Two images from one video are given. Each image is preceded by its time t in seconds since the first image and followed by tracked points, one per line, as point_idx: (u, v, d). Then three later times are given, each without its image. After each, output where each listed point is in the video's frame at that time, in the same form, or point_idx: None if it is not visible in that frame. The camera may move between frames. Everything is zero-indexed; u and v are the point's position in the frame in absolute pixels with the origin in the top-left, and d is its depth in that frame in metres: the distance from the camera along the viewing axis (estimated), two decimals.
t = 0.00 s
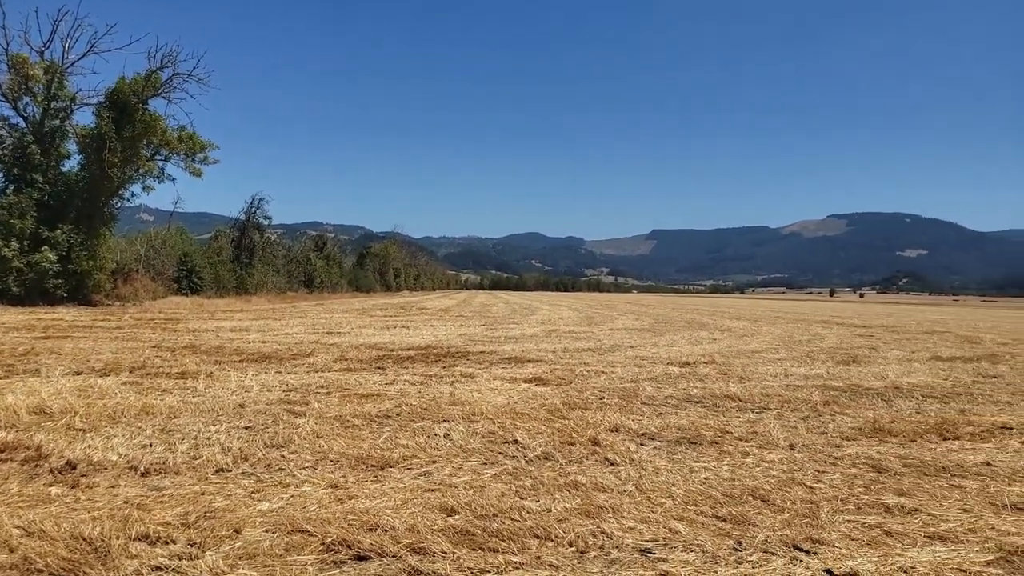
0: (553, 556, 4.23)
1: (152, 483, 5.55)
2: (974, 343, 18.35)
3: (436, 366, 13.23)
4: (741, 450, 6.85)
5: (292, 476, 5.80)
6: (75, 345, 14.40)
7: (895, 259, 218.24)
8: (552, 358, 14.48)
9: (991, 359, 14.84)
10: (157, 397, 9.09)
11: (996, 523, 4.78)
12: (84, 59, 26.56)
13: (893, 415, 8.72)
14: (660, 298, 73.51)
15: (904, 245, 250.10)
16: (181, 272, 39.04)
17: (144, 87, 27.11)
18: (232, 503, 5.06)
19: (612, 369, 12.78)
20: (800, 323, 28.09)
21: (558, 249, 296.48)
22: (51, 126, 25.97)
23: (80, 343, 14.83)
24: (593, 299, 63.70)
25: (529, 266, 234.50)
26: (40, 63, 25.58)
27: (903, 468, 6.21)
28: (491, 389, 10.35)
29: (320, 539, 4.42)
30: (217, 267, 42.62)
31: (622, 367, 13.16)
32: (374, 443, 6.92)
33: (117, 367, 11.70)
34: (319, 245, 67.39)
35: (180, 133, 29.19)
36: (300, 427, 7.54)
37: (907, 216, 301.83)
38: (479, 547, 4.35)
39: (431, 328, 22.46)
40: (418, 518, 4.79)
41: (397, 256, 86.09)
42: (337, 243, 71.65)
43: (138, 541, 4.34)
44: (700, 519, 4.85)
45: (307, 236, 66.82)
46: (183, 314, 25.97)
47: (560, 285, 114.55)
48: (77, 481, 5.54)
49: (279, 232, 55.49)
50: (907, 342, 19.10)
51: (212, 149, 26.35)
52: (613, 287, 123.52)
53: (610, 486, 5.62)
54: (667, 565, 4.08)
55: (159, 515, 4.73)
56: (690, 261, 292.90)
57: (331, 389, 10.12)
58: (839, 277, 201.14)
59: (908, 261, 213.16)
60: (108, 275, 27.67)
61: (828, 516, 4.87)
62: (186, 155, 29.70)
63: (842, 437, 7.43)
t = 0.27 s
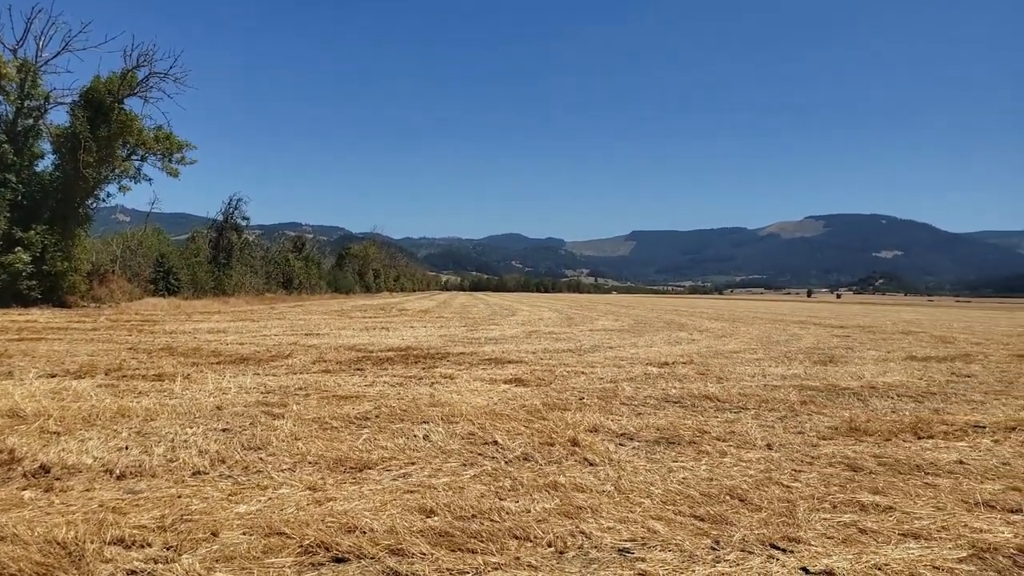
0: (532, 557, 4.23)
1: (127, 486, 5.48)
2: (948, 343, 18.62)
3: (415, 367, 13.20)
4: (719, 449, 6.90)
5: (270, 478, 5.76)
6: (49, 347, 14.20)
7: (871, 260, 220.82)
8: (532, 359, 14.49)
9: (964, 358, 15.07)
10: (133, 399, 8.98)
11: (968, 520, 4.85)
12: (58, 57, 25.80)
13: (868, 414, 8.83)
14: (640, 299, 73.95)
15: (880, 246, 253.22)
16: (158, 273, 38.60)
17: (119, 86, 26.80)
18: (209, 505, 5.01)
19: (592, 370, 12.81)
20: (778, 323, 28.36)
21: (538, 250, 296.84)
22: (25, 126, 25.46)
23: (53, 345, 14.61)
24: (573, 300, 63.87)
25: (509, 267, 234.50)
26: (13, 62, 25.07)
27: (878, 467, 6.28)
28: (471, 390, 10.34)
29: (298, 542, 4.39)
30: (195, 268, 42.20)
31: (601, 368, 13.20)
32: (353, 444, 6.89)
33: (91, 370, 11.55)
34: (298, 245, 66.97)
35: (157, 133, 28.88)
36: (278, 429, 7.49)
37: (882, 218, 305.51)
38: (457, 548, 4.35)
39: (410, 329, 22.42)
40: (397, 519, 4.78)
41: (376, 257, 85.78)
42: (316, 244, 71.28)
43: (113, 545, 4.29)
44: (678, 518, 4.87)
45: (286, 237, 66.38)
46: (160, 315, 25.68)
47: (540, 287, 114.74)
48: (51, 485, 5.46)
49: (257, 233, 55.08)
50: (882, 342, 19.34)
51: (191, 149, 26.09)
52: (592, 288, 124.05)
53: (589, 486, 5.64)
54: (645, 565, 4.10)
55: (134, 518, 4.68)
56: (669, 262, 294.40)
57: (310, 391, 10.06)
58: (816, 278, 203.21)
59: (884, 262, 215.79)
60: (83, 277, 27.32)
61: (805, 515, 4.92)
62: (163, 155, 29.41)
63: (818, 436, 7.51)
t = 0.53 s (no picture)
0: (509, 557, 4.24)
1: (99, 489, 5.41)
2: (921, 342, 18.90)
3: (393, 368, 13.16)
4: (695, 448, 6.95)
5: (246, 480, 5.71)
6: (20, 349, 13.99)
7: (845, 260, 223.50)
8: (511, 359, 14.51)
9: (936, 357, 15.29)
10: (106, 401, 8.86)
11: (938, 516, 4.93)
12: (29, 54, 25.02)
13: (842, 413, 8.94)
14: (618, 299, 74.19)
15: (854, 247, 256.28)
16: (132, 273, 38.13)
17: (92, 84, 26.42)
18: (183, 508, 4.97)
19: (570, 370, 12.85)
20: (754, 323, 28.61)
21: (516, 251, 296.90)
22: None
23: (24, 347, 14.37)
24: (552, 301, 63.94)
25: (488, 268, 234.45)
26: None
27: (852, 464, 6.36)
28: (449, 390, 10.33)
29: (273, 544, 4.37)
30: (170, 269, 41.72)
31: (580, 368, 13.25)
32: (330, 446, 6.86)
33: (64, 372, 11.38)
34: (275, 245, 66.46)
35: (131, 132, 28.57)
36: (254, 431, 7.43)
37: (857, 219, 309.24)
38: (435, 549, 4.35)
39: (389, 330, 22.34)
40: (374, 521, 4.76)
41: (354, 257, 85.41)
42: (293, 244, 70.78)
43: (84, 549, 4.24)
44: (655, 517, 4.91)
45: (263, 237, 65.85)
46: (134, 316, 25.35)
47: (518, 287, 114.86)
48: (22, 489, 5.37)
49: (234, 232, 54.59)
50: (857, 341, 19.58)
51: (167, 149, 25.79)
52: (571, 288, 124.38)
53: (567, 486, 5.66)
54: (622, 564, 4.13)
55: (106, 522, 4.62)
56: (647, 262, 296.03)
57: (287, 392, 9.99)
58: (792, 278, 205.22)
59: (858, 263, 218.40)
60: (55, 278, 26.92)
61: (779, 513, 4.97)
62: (137, 154, 29.10)
63: (793, 435, 7.59)
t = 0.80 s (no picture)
0: (486, 556, 4.24)
1: (72, 489, 5.34)
2: (895, 342, 19.16)
3: (373, 366, 13.11)
4: (673, 447, 6.99)
5: (221, 479, 5.66)
6: None
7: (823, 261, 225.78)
8: (491, 358, 14.51)
9: (911, 357, 15.50)
10: (79, 400, 8.75)
11: (910, 513, 5.00)
12: None
13: (818, 411, 9.03)
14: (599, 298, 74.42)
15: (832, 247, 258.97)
16: (107, 270, 37.68)
17: (66, 77, 26.06)
18: (158, 508, 4.92)
19: (550, 368, 12.87)
20: (732, 323, 28.82)
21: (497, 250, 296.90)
22: None
23: None
24: (532, 300, 64.02)
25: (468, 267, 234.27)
26: None
27: (827, 462, 6.43)
28: (429, 389, 10.31)
29: (249, 543, 4.34)
30: (146, 266, 41.28)
31: (560, 366, 13.28)
32: (308, 445, 6.82)
33: (36, 370, 11.22)
34: (254, 243, 66.00)
35: (106, 126, 28.28)
36: (231, 430, 7.37)
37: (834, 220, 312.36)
38: (413, 547, 4.34)
39: (369, 328, 22.27)
40: (351, 520, 4.74)
41: (334, 255, 84.95)
42: (272, 242, 70.32)
43: (55, 550, 4.18)
44: (633, 515, 4.93)
45: (241, 234, 65.38)
46: (109, 314, 25.07)
47: (499, 285, 114.75)
48: None
49: (211, 229, 54.14)
50: (833, 341, 19.80)
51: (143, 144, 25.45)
52: (552, 287, 124.66)
53: (545, 484, 5.66)
54: (599, 561, 4.14)
55: (79, 522, 4.57)
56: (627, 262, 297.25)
57: (264, 391, 9.93)
58: (770, 278, 207.00)
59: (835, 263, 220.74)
60: (28, 274, 26.54)
61: (755, 510, 5.02)
62: (113, 149, 28.80)
63: (770, 434, 7.66)
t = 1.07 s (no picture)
0: (462, 554, 4.23)
1: (40, 489, 5.25)
2: (869, 341, 19.40)
3: (349, 365, 13.02)
4: (649, 444, 7.03)
5: (195, 478, 5.60)
6: None
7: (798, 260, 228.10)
8: (469, 356, 14.48)
9: (884, 356, 15.72)
10: (49, 398, 8.61)
11: (882, 510, 5.06)
12: None
13: (793, 410, 9.12)
14: (577, 297, 74.54)
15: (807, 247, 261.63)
16: (79, 266, 37.11)
17: (37, 69, 25.61)
18: (129, 508, 4.85)
19: (528, 366, 12.88)
20: (709, 321, 29.02)
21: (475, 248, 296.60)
22: None
23: None
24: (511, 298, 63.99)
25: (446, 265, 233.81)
26: None
27: (801, 460, 6.50)
28: (406, 388, 10.27)
29: (223, 543, 4.29)
30: (119, 262, 40.69)
31: (537, 365, 13.28)
32: (283, 443, 6.76)
33: (5, 368, 11.02)
34: (229, 240, 65.34)
35: (78, 120, 27.86)
36: (205, 429, 7.29)
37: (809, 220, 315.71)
38: (389, 547, 4.32)
39: (346, 327, 22.12)
40: (326, 519, 4.71)
41: (311, 253, 84.36)
42: (248, 239, 69.66)
43: (23, 551, 4.11)
44: (609, 513, 4.94)
45: (217, 231, 64.68)
46: (80, 311, 24.70)
47: (478, 284, 114.58)
48: None
49: (186, 226, 53.51)
50: (808, 340, 19.98)
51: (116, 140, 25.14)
52: (531, 285, 124.72)
53: (522, 482, 5.67)
54: (575, 560, 4.15)
55: (47, 523, 4.49)
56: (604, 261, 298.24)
57: (239, 389, 9.83)
58: (746, 277, 208.70)
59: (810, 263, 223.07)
60: None
61: (730, 508, 5.05)
62: (85, 143, 28.37)
63: (745, 432, 7.72)
